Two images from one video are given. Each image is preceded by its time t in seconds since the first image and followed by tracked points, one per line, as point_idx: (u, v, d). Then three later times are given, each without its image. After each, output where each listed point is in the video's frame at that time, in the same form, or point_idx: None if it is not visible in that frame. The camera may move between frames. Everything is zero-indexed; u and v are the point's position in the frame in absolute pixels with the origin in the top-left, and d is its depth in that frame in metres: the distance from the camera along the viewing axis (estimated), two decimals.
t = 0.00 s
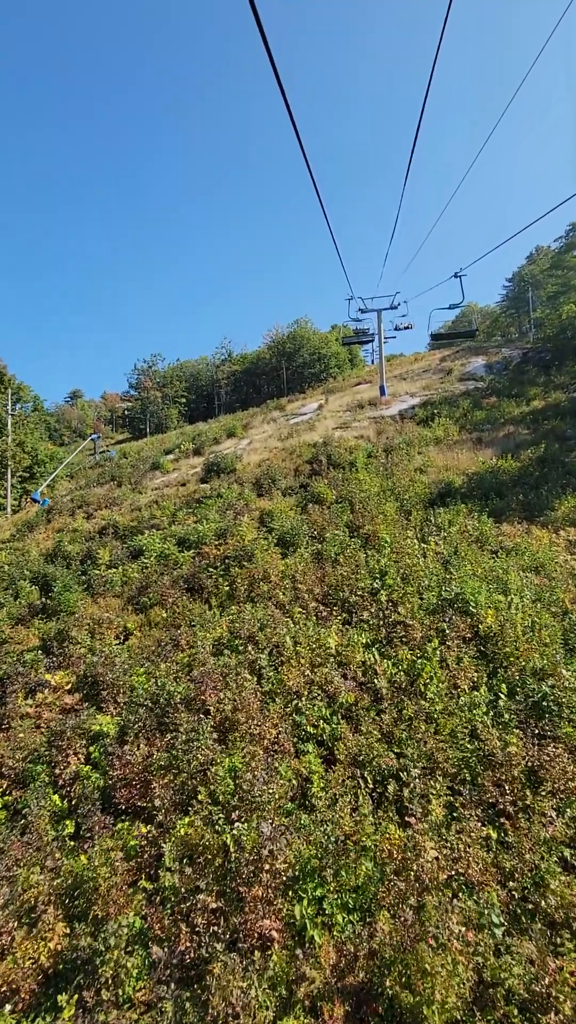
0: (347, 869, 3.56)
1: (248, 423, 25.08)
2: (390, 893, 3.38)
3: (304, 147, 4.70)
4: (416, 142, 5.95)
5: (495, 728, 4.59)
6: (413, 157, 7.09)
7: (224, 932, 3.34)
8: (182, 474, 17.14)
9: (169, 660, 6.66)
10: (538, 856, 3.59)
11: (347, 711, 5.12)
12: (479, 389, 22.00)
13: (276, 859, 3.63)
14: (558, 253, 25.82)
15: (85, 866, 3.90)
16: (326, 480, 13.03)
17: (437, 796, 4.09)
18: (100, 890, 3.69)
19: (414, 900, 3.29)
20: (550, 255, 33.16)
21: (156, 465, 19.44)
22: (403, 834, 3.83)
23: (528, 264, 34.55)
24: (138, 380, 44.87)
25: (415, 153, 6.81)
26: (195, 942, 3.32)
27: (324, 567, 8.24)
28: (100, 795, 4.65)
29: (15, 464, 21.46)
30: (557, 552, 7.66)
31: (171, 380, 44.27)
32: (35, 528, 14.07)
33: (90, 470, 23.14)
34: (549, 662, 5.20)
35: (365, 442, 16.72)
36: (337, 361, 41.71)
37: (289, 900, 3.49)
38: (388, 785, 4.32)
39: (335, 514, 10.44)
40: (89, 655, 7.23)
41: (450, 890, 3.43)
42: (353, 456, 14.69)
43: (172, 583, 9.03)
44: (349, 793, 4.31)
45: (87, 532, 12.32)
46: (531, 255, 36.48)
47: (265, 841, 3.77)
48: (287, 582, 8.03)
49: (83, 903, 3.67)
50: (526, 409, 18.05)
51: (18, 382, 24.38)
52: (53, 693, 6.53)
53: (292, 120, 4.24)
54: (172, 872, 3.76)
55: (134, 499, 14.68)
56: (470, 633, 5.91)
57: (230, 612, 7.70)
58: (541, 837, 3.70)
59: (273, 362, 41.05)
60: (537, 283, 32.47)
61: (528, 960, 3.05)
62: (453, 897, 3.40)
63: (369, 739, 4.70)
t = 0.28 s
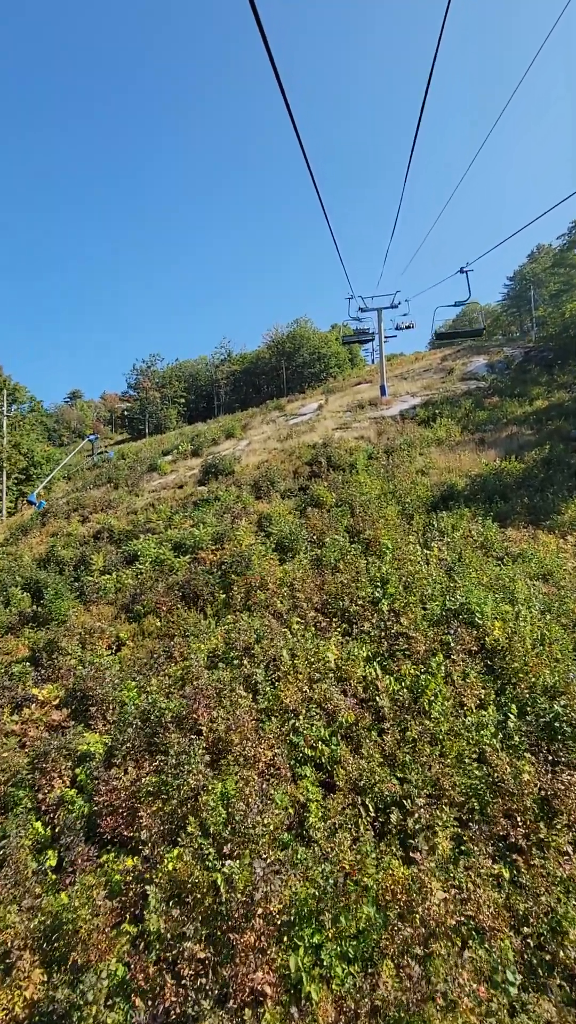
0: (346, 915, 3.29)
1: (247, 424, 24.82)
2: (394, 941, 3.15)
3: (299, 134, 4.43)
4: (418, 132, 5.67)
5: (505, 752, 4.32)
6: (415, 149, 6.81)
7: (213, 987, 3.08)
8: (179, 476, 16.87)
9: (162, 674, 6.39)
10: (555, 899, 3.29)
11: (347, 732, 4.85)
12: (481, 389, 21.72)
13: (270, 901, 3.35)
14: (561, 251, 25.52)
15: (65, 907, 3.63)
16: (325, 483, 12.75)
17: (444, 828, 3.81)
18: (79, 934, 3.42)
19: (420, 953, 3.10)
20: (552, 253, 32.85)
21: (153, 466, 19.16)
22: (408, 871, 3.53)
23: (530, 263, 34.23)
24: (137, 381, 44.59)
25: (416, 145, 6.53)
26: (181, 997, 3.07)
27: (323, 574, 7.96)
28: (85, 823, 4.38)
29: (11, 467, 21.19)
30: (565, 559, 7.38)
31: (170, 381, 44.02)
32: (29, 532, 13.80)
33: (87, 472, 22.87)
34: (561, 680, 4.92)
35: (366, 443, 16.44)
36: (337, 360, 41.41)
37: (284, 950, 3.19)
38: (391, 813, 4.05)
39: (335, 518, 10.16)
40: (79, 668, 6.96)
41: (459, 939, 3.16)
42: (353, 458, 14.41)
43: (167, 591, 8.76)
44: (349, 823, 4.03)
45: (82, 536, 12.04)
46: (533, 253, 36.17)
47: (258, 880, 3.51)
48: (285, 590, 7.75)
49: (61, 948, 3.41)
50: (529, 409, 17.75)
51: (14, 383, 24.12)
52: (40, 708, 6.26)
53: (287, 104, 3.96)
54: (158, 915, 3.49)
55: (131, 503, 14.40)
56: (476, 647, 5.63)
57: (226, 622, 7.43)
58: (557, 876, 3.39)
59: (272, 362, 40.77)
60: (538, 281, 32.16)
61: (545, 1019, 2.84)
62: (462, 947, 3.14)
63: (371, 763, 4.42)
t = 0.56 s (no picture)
0: (343, 966, 3.03)
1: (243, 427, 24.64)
2: (395, 992, 2.94)
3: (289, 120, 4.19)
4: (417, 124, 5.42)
5: (511, 778, 4.08)
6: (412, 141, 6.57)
7: None
8: (174, 480, 16.61)
9: (151, 690, 6.13)
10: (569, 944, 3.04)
11: (343, 754, 4.61)
12: (479, 391, 21.53)
13: (260, 949, 3.12)
14: (559, 253, 25.40)
15: (40, 951, 3.38)
16: (322, 488, 12.53)
17: (447, 863, 3.58)
18: (55, 983, 3.18)
19: (422, 1009, 2.89)
20: (549, 254, 32.75)
21: (148, 471, 18.92)
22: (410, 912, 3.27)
23: (527, 264, 34.14)
24: (132, 383, 44.35)
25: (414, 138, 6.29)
26: None
27: (319, 583, 7.72)
28: (66, 855, 4.13)
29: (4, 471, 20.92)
30: (568, 567, 7.15)
31: (166, 384, 43.81)
32: (19, 538, 13.52)
33: (81, 475, 22.60)
34: (568, 699, 4.69)
35: (363, 446, 16.24)
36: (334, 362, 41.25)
37: (275, 1003, 2.99)
38: (390, 844, 3.83)
39: (332, 525, 9.93)
40: (66, 682, 6.71)
41: (464, 992, 2.93)
42: (350, 462, 14.20)
43: (159, 601, 8.50)
44: (346, 856, 3.80)
45: (73, 543, 11.78)
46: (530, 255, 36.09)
47: (247, 925, 3.23)
48: (280, 600, 7.50)
49: (36, 998, 3.19)
50: (527, 412, 17.58)
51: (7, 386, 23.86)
52: (24, 727, 6.00)
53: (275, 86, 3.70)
54: (139, 963, 3.24)
55: (124, 508, 14.15)
56: (478, 662, 5.40)
57: (219, 634, 7.18)
58: (572, 919, 3.14)
59: (269, 364, 40.58)
60: (536, 283, 32.06)
61: None
62: (468, 1001, 2.91)
63: (369, 790, 4.19)
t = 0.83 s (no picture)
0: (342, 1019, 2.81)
1: (241, 428, 24.43)
2: None
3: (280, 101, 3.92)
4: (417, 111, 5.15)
5: (519, 804, 3.84)
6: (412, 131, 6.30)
7: None
8: (170, 483, 16.34)
9: (142, 705, 5.89)
10: None
11: (342, 778, 4.36)
12: (479, 392, 21.31)
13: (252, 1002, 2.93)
14: (559, 252, 25.22)
15: (14, 1001, 3.11)
16: (320, 491, 12.32)
17: (453, 901, 3.35)
18: None
19: None
20: (548, 254, 32.55)
21: (144, 473, 18.68)
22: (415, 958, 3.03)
23: (527, 264, 33.98)
24: (130, 384, 44.10)
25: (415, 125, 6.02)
26: None
27: (317, 592, 7.47)
28: (47, 890, 3.89)
29: None
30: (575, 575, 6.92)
31: (164, 385, 43.60)
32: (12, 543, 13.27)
33: (77, 478, 22.35)
34: None
35: (362, 448, 16.02)
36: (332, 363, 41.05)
37: None
38: (392, 878, 3.59)
39: (330, 530, 9.68)
40: (54, 696, 6.46)
41: None
42: (349, 464, 13.98)
43: (153, 610, 8.24)
44: (345, 892, 3.57)
45: (66, 548, 11.54)
46: (529, 254, 35.93)
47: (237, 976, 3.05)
48: (277, 610, 7.25)
49: None
50: (528, 413, 17.39)
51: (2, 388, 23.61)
52: (8, 745, 5.75)
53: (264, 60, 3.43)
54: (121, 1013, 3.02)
55: (119, 511, 13.91)
56: (483, 677, 5.17)
57: (213, 645, 6.94)
58: None
59: (267, 365, 40.37)
60: (535, 283, 31.90)
61: None
62: None
63: (369, 818, 3.96)
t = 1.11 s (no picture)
0: None
1: (236, 427, 24.16)
2: None
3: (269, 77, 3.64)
4: (417, 96, 4.86)
5: (526, 836, 3.60)
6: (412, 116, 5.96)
7: None
8: (163, 484, 16.05)
9: (128, 722, 5.62)
10: None
11: (337, 805, 4.10)
12: (476, 392, 21.10)
13: None
14: (557, 251, 25.02)
15: None
16: (315, 493, 12.06)
17: (457, 947, 3.10)
18: None
19: None
20: (545, 253, 32.37)
21: (137, 474, 18.38)
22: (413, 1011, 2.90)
23: (524, 263, 33.79)
24: (124, 383, 43.70)
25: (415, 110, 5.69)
26: None
27: (312, 600, 7.20)
28: (20, 930, 3.62)
29: None
30: None
31: (159, 384, 43.23)
32: None
33: (69, 478, 22.00)
34: None
35: (359, 449, 15.77)
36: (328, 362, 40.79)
37: None
38: (391, 918, 3.34)
39: (325, 534, 9.43)
40: (36, 711, 6.18)
41: None
42: (345, 465, 13.73)
43: (142, 618, 7.97)
44: (340, 934, 3.30)
45: (55, 552, 11.23)
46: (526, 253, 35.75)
47: None
48: (270, 619, 6.99)
49: None
50: (527, 413, 17.19)
51: None
52: None
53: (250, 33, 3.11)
54: None
55: (110, 514, 13.62)
56: (485, 694, 4.92)
57: (204, 656, 6.68)
58: None
59: (263, 364, 40.07)
60: (533, 282, 31.71)
61: None
62: None
63: (366, 851, 3.69)
